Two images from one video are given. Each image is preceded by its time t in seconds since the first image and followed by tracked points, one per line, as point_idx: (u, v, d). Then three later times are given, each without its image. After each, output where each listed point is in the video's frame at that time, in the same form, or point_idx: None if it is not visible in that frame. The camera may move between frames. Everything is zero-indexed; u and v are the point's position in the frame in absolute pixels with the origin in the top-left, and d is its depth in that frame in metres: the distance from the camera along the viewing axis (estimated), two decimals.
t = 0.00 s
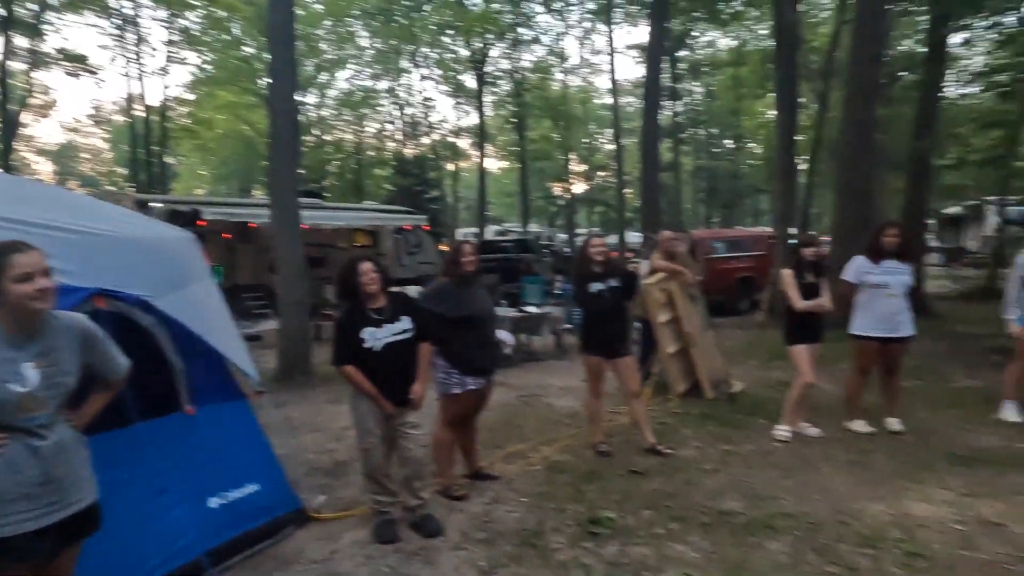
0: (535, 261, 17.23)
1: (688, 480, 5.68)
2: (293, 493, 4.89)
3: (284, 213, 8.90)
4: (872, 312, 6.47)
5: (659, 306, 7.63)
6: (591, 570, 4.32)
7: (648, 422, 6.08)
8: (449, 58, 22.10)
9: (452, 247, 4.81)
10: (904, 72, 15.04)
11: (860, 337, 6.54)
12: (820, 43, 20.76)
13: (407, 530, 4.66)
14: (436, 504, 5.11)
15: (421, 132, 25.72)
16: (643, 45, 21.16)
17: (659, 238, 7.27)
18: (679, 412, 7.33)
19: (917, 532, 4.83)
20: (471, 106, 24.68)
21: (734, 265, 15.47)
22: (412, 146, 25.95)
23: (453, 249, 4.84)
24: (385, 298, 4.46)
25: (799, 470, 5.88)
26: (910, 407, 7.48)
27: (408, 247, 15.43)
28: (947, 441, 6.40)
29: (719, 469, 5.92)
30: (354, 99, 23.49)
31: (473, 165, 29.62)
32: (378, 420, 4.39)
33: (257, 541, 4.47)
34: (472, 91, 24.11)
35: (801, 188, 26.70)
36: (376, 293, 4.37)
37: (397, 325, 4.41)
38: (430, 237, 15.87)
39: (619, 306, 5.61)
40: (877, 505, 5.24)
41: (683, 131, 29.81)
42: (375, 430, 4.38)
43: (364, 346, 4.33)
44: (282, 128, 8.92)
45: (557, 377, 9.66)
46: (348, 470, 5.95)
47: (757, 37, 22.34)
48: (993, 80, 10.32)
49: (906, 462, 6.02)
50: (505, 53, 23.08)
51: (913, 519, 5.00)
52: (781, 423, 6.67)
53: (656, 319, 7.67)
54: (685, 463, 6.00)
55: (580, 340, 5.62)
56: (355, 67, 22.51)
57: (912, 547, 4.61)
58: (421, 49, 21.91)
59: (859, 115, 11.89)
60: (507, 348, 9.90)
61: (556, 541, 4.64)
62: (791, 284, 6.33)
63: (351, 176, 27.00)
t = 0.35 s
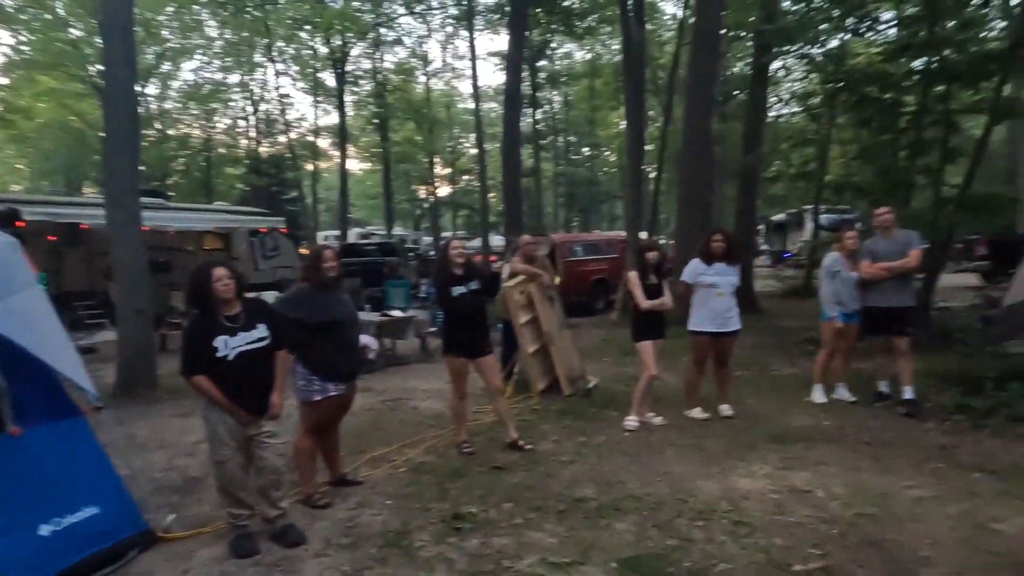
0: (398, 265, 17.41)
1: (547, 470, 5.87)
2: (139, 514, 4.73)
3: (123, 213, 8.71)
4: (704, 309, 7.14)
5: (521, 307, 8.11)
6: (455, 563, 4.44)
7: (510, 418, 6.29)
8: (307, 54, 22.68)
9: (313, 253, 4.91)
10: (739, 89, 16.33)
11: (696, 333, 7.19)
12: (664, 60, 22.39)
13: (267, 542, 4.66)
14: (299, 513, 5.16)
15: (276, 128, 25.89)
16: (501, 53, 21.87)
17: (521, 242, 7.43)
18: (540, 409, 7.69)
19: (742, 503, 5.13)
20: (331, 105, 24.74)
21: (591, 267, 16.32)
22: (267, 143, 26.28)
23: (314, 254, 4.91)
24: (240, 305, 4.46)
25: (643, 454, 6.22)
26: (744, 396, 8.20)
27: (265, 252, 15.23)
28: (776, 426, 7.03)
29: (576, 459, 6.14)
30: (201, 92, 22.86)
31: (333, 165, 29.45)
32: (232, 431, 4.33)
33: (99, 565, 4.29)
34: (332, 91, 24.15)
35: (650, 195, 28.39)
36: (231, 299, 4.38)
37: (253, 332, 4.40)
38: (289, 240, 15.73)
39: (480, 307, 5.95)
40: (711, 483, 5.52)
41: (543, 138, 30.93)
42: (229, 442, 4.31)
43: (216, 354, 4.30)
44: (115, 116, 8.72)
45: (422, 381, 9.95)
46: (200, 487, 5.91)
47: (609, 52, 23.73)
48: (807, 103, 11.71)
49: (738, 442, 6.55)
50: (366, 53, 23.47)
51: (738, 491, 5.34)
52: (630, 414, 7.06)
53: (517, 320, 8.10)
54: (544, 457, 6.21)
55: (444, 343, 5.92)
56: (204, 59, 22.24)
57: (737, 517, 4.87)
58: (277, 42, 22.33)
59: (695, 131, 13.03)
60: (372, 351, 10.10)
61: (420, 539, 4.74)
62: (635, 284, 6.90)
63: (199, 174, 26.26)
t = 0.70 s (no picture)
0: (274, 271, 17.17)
1: (433, 473, 6.00)
2: None
3: None
4: (585, 311, 7.51)
5: (406, 312, 8.14)
6: (344, 570, 4.47)
7: (396, 423, 6.40)
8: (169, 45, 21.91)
9: (189, 259, 4.95)
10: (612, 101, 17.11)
11: (576, 333, 7.58)
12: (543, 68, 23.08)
13: (138, 565, 4.52)
14: (172, 533, 5.02)
15: (133, 123, 24.77)
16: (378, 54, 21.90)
17: (403, 246, 7.97)
18: (426, 414, 7.87)
19: (617, 492, 5.48)
20: (196, 101, 24.13)
21: (472, 272, 16.65)
22: (122, 138, 25.25)
23: (191, 260, 4.95)
24: (109, 314, 4.25)
25: (527, 452, 6.53)
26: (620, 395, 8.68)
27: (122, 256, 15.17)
28: (648, 421, 7.49)
29: (462, 461, 6.32)
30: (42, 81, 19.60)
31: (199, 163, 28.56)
32: (100, 450, 4.16)
33: None
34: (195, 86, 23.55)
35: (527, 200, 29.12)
36: (99, 310, 4.17)
37: (125, 345, 4.22)
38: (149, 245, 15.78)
39: (364, 317, 5.99)
40: (589, 475, 5.86)
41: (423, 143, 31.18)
42: (96, 461, 4.13)
43: (85, 368, 4.09)
44: None
45: (303, 391, 9.95)
46: (56, 512, 5.68)
47: (488, 60, 24.27)
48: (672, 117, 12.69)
49: (616, 437, 6.99)
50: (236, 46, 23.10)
51: (615, 482, 5.68)
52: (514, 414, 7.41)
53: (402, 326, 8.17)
54: (429, 459, 6.35)
55: (330, 352, 5.95)
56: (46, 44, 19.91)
57: (614, 505, 5.19)
58: (132, 29, 21.77)
59: (572, 136, 13.54)
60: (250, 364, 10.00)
61: (307, 549, 4.75)
62: (518, 288, 7.28)
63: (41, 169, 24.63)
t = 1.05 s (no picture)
0: (195, 276, 16.90)
1: (367, 478, 6.08)
2: None
3: None
4: (519, 317, 7.70)
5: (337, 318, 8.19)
6: None
7: (327, 430, 6.43)
8: (75, 37, 21.70)
9: (110, 267, 4.78)
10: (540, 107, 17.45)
11: (515, 337, 7.74)
12: (471, 73, 23.44)
13: None
14: (92, 548, 4.87)
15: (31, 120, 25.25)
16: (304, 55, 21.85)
17: (334, 252, 8.20)
18: (358, 419, 7.92)
19: (548, 490, 5.70)
20: (106, 97, 23.55)
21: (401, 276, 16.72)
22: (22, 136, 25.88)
23: (112, 267, 4.79)
24: (27, 327, 4.22)
25: (460, 454, 6.71)
26: (549, 396, 8.92)
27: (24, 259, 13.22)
28: (576, 421, 7.74)
29: (395, 465, 6.42)
30: None
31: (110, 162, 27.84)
32: (18, 466, 4.04)
33: None
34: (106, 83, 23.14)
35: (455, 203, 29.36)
36: (19, 319, 4.15)
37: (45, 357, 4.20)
38: (56, 249, 13.80)
39: (293, 323, 5.98)
40: (521, 475, 6.09)
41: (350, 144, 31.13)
42: (15, 478, 4.02)
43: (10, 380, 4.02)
44: None
45: (228, 399, 9.88)
46: None
47: (417, 63, 24.67)
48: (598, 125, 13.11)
49: (545, 437, 7.20)
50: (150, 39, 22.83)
51: (547, 480, 5.91)
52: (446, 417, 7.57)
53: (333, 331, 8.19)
54: (363, 465, 6.42)
55: (257, 360, 5.89)
56: None
57: (546, 502, 5.41)
58: (32, 20, 21.99)
59: (501, 141, 13.83)
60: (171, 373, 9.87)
61: (240, 559, 4.72)
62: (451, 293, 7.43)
63: None
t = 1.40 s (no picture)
0: (126, 280, 16.46)
1: (306, 484, 6.02)
2: None
3: None
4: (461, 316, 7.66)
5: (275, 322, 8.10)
6: None
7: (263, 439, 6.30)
8: None
9: (34, 271, 4.69)
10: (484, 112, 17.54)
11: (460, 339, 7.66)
12: (414, 75, 23.48)
13: None
14: (16, 563, 4.69)
15: None
16: (241, 53, 21.57)
17: (272, 255, 8.20)
18: (297, 424, 7.82)
19: (488, 490, 5.74)
20: (28, 92, 22.75)
21: (343, 280, 16.61)
22: None
23: (36, 272, 4.70)
24: None
25: (400, 458, 6.68)
26: (491, 399, 8.94)
27: None
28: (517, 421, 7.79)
29: (334, 470, 6.36)
30: None
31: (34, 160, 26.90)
32: None
33: None
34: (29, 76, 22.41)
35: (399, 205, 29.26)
36: None
37: None
38: None
39: (223, 327, 5.86)
40: (462, 476, 6.10)
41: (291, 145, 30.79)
42: None
43: None
44: None
45: (161, 408, 9.65)
46: None
47: (360, 64, 24.61)
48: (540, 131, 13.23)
49: (487, 439, 7.22)
50: (75, 31, 22.33)
51: (488, 482, 5.92)
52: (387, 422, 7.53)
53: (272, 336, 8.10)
54: (302, 471, 6.35)
55: (187, 367, 5.79)
56: None
57: (485, 502, 5.46)
58: None
59: (445, 144, 13.86)
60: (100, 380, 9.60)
61: (174, 567, 4.63)
62: (392, 297, 7.44)
63: None
